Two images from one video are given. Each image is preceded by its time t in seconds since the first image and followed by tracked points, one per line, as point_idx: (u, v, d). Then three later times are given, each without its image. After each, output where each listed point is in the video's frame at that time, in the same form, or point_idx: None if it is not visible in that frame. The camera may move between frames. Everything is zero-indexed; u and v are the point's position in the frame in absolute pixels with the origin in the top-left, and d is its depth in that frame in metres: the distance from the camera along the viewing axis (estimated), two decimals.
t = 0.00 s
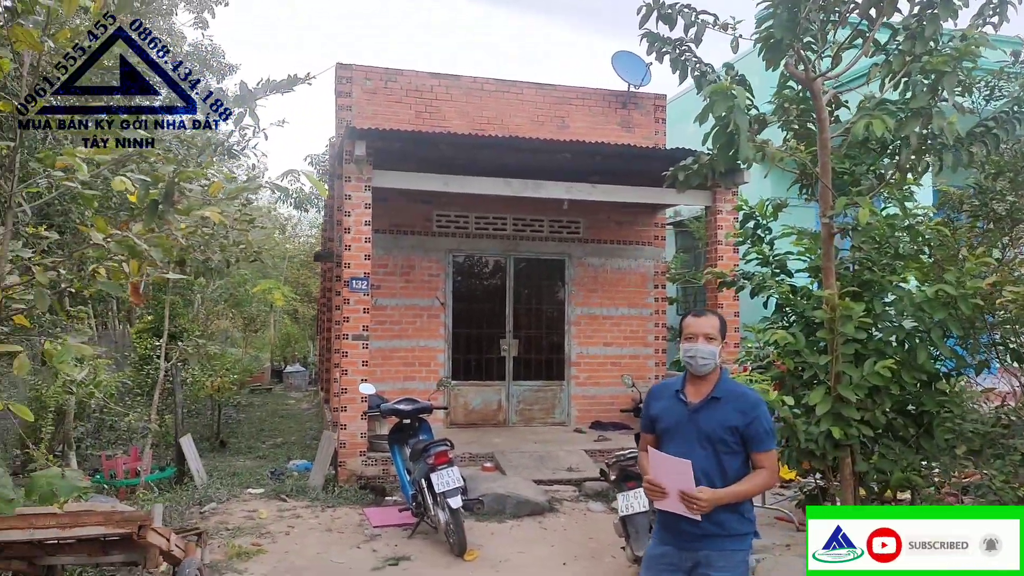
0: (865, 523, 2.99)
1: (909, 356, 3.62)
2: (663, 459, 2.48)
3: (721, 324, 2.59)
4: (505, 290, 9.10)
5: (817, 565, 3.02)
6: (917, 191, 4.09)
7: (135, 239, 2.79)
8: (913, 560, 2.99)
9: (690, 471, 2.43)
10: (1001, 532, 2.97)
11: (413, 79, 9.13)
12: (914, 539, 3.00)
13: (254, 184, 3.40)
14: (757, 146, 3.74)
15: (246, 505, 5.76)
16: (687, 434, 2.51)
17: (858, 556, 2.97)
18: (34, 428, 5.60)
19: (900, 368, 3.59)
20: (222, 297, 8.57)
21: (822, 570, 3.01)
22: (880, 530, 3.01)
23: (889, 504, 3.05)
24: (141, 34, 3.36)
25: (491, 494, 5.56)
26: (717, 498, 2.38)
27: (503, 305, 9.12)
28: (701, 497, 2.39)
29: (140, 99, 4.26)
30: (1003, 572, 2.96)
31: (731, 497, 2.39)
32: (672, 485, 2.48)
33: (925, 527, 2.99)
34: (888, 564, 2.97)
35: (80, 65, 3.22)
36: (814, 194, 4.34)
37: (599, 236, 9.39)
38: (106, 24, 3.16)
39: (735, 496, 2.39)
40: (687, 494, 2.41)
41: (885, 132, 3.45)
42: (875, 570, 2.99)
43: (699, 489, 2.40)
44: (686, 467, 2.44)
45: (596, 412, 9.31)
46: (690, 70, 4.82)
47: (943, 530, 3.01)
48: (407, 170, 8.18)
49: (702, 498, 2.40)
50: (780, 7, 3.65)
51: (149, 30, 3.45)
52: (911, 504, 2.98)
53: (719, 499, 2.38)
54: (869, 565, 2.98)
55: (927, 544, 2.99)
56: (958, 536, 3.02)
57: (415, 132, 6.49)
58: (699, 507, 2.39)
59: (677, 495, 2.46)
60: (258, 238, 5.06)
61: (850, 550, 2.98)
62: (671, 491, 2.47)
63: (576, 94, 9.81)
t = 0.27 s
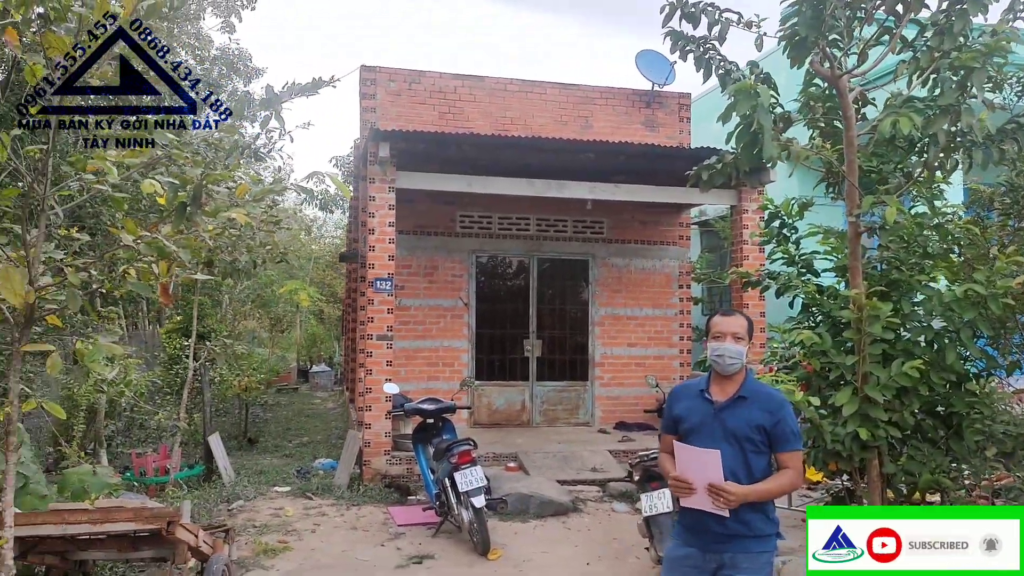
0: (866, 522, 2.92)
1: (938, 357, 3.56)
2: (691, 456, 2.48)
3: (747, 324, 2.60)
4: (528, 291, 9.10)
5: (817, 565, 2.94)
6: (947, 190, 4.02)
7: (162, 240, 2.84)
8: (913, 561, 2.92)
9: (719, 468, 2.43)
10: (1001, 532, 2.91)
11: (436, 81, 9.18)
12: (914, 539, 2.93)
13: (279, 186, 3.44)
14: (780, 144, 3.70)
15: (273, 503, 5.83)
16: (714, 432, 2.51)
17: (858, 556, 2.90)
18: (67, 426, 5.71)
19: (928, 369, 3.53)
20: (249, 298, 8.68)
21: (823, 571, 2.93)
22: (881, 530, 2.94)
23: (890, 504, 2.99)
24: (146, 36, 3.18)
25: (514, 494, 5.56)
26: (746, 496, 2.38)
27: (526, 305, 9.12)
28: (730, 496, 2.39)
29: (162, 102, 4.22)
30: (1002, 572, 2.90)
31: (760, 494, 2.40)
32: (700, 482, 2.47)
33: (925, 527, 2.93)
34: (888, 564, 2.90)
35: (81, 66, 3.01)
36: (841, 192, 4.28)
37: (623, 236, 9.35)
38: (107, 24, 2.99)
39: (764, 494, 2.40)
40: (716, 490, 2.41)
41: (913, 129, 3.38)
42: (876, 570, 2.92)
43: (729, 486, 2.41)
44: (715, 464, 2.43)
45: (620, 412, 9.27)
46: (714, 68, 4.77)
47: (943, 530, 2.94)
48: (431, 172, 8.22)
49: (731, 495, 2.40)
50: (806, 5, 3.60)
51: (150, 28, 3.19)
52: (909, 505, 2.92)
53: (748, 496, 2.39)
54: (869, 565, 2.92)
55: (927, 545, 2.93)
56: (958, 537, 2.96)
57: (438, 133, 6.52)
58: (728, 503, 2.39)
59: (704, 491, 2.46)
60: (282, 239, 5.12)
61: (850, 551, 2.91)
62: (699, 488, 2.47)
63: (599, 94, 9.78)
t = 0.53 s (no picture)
0: (866, 522, 2.85)
1: (969, 355, 3.50)
2: (716, 456, 2.48)
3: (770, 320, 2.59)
4: (552, 289, 9.09)
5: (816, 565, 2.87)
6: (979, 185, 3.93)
7: (189, 241, 2.88)
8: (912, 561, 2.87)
9: (746, 469, 2.43)
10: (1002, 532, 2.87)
11: (459, 80, 9.20)
12: (914, 538, 2.89)
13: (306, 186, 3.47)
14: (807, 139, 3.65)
15: (299, 500, 5.90)
16: (739, 431, 2.51)
17: (858, 556, 2.84)
18: (99, 423, 5.82)
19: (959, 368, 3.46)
20: (276, 297, 8.79)
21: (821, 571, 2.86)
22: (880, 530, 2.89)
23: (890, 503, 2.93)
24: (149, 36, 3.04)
25: (538, 492, 5.56)
26: (773, 497, 2.40)
27: (550, 304, 9.11)
28: (758, 496, 2.40)
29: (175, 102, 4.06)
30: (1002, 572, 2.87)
31: (785, 494, 2.42)
32: (726, 483, 2.47)
33: (926, 526, 2.89)
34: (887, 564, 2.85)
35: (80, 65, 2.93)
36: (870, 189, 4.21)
37: (648, 234, 9.29)
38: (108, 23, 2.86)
39: (789, 494, 2.41)
40: (743, 492, 2.42)
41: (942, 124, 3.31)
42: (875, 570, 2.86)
43: (756, 488, 2.41)
44: (742, 465, 2.44)
45: (645, 411, 9.22)
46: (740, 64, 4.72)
47: (943, 529, 2.90)
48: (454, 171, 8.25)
49: (758, 497, 2.41)
50: None
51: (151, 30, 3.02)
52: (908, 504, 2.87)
53: (775, 497, 2.40)
54: (869, 565, 2.86)
55: (927, 545, 2.88)
56: (958, 536, 2.92)
57: (462, 132, 6.54)
58: (755, 505, 2.40)
59: (730, 492, 2.46)
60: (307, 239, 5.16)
61: (851, 551, 2.85)
62: (725, 488, 2.47)
63: (623, 91, 9.73)
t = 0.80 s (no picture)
0: (867, 522, 2.78)
1: (994, 357, 3.43)
2: (727, 455, 2.47)
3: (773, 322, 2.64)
4: (573, 289, 9.07)
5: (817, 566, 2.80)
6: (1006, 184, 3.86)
7: (211, 242, 2.92)
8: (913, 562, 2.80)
9: (757, 467, 2.44)
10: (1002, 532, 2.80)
11: (480, 81, 9.22)
12: (914, 539, 2.82)
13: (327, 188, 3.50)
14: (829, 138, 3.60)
15: (321, 499, 5.95)
16: (746, 430, 2.53)
17: (858, 556, 2.78)
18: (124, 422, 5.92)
19: (984, 370, 3.40)
20: (298, 297, 8.87)
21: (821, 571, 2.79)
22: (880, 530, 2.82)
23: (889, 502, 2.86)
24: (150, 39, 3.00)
25: (557, 493, 5.56)
26: (784, 496, 2.42)
27: (570, 304, 9.09)
28: (770, 495, 2.41)
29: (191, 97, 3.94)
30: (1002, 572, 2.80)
31: (794, 494, 2.43)
32: (737, 482, 2.46)
33: (926, 527, 2.81)
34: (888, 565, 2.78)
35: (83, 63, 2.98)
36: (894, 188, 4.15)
37: (668, 235, 9.24)
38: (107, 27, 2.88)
39: (798, 493, 2.43)
40: (754, 490, 2.43)
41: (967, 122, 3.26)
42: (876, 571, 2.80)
43: (766, 487, 2.43)
44: (753, 464, 2.44)
45: (666, 412, 9.17)
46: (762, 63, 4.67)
47: (943, 529, 2.83)
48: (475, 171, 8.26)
49: (769, 496, 2.42)
50: None
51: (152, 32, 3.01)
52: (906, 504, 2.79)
53: (785, 496, 2.42)
54: (869, 566, 2.79)
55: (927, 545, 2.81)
56: (958, 536, 2.84)
57: (481, 133, 6.56)
58: (767, 505, 2.41)
59: (741, 491, 2.45)
60: (328, 239, 5.20)
61: (851, 551, 2.78)
62: (735, 488, 2.46)
63: (644, 91, 9.69)
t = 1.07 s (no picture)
0: (866, 521, 2.77)
1: (1014, 356, 3.39)
2: (719, 455, 2.51)
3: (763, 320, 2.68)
4: (587, 288, 9.05)
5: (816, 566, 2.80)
6: None
7: (227, 241, 2.95)
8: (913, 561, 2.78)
9: (749, 467, 2.48)
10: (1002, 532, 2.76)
11: (494, 80, 9.22)
12: (914, 538, 2.78)
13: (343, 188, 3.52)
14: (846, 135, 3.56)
15: (336, 497, 5.98)
16: (737, 430, 2.56)
17: (858, 556, 2.76)
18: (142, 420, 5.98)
19: (1003, 369, 3.36)
20: (314, 297, 8.92)
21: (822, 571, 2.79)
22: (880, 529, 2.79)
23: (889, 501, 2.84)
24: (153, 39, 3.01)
25: (571, 492, 5.55)
26: (774, 495, 2.47)
27: (584, 303, 9.07)
28: (761, 494, 2.46)
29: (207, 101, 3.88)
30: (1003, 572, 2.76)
31: (782, 491, 2.49)
32: (727, 483, 2.50)
33: (926, 526, 2.78)
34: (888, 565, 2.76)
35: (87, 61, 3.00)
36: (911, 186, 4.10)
37: (684, 234, 9.19)
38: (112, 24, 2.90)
39: (786, 491, 2.50)
40: (745, 489, 2.47)
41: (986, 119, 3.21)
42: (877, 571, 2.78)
43: (757, 486, 2.47)
44: (745, 464, 2.48)
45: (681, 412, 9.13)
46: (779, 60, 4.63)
47: (943, 529, 2.79)
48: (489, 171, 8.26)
49: (759, 495, 2.47)
50: None
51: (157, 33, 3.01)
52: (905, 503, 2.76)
53: (774, 494, 2.48)
54: (869, 565, 2.77)
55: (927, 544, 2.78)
56: (958, 536, 2.81)
57: (496, 132, 6.56)
58: (757, 505, 2.46)
59: (731, 491, 2.50)
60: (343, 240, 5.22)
61: (850, 551, 2.77)
62: (726, 488, 2.51)
63: (659, 89, 9.65)
